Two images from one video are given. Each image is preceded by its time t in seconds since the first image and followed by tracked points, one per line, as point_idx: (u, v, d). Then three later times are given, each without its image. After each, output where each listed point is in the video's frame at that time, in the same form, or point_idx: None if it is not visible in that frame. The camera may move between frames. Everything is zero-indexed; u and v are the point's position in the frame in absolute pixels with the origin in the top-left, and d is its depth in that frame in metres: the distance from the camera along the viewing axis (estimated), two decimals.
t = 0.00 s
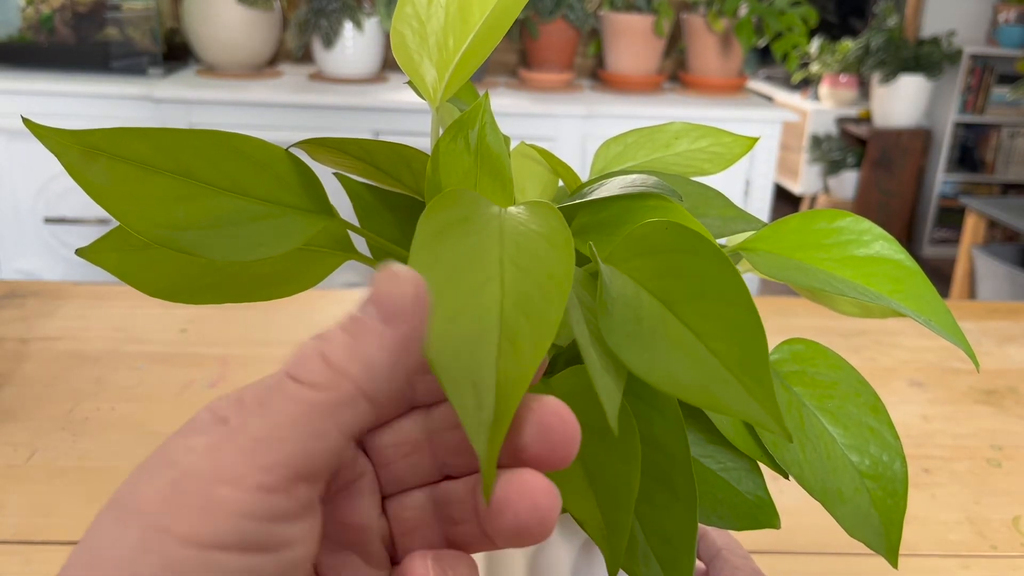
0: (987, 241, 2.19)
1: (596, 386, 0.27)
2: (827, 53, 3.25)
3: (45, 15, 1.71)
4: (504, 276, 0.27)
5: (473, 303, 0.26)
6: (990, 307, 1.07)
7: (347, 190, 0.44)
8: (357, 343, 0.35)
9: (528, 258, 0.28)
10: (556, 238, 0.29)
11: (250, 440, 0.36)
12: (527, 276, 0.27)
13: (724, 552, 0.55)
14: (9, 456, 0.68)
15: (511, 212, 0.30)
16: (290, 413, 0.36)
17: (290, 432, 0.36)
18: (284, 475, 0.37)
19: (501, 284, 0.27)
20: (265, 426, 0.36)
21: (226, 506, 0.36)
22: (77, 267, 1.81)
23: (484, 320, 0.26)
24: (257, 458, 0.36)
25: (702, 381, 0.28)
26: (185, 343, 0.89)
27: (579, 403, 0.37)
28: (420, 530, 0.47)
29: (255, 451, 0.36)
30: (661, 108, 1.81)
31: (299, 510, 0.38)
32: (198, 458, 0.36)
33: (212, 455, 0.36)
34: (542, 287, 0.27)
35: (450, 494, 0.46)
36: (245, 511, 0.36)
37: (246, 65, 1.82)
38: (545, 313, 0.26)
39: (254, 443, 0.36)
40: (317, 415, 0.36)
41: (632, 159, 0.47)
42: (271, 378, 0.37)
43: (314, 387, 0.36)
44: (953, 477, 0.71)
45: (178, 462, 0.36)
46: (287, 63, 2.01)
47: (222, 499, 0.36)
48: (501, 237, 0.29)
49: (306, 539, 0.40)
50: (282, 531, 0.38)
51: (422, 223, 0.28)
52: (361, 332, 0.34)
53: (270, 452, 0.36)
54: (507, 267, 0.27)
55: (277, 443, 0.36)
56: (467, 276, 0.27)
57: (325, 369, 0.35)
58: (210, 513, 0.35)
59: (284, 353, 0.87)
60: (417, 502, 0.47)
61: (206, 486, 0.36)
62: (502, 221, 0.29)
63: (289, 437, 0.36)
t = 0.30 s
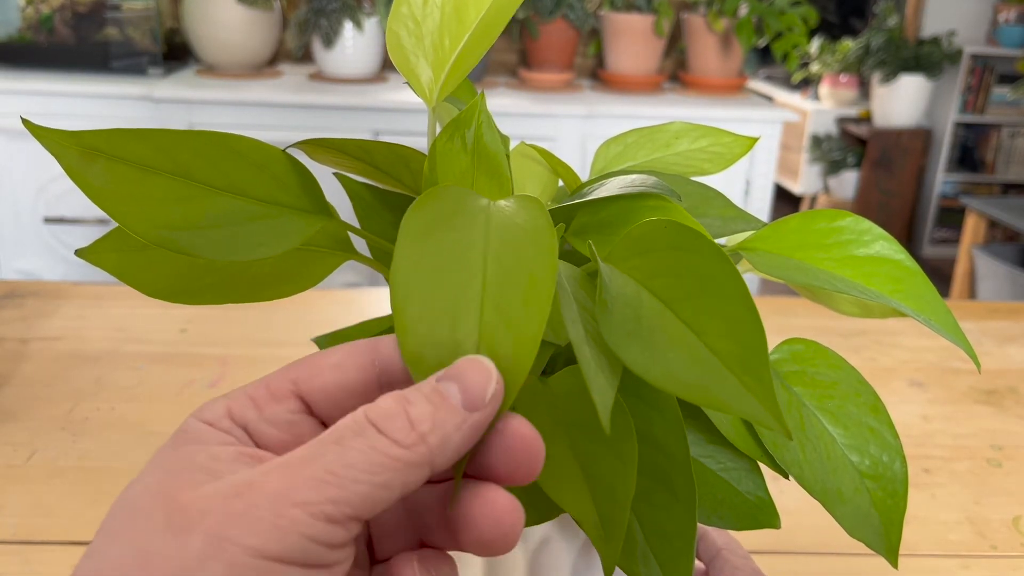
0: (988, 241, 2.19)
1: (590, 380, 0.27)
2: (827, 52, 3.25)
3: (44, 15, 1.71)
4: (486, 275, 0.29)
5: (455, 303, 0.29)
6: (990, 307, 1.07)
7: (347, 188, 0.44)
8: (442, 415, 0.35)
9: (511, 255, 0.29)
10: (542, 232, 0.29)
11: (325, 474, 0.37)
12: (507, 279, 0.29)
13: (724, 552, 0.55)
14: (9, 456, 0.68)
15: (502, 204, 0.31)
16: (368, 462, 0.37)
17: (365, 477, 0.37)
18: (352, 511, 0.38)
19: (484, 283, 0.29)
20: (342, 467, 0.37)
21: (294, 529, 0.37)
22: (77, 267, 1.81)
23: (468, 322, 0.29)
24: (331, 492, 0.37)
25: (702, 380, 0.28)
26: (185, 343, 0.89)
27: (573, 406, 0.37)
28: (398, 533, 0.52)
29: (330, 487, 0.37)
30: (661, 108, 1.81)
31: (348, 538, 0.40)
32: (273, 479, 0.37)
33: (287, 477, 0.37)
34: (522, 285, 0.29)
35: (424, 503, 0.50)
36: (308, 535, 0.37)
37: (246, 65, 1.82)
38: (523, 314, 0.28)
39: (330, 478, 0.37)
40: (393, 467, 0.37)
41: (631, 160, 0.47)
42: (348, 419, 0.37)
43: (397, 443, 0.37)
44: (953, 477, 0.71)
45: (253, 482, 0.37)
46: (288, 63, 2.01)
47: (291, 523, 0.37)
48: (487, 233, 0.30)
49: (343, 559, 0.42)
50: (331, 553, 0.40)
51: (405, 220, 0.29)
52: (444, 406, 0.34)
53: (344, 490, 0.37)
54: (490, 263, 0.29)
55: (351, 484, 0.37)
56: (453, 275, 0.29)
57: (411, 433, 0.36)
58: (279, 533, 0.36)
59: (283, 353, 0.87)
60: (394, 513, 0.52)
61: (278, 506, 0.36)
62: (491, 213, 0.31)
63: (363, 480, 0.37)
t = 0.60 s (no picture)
0: (988, 241, 2.19)
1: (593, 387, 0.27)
2: (827, 52, 3.25)
3: (44, 15, 1.71)
4: (492, 282, 0.29)
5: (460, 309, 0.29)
6: (990, 307, 1.07)
7: (347, 188, 0.45)
8: (443, 443, 0.36)
9: (520, 263, 0.29)
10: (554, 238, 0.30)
11: (344, 503, 0.37)
12: (513, 294, 0.29)
13: (723, 554, 0.55)
14: (9, 456, 0.68)
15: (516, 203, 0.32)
16: (382, 492, 0.37)
17: (379, 505, 0.37)
18: (368, 535, 0.38)
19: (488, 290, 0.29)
20: (359, 496, 0.37)
21: (317, 552, 0.37)
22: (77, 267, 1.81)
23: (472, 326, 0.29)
24: (349, 518, 0.37)
25: (701, 379, 0.28)
26: (185, 343, 0.88)
27: (577, 410, 0.37)
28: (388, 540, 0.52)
29: (348, 514, 0.37)
30: (661, 108, 1.81)
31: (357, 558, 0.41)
32: (295, 503, 0.37)
33: (308, 503, 0.37)
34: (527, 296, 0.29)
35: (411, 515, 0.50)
36: (328, 557, 0.38)
37: (246, 65, 1.82)
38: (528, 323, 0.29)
39: (349, 505, 0.37)
40: (405, 496, 0.38)
41: (632, 159, 0.47)
42: (360, 447, 0.37)
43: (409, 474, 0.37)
44: (953, 477, 0.71)
45: (274, 505, 0.37)
46: (287, 63, 2.01)
47: (314, 547, 0.37)
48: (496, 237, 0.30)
49: None
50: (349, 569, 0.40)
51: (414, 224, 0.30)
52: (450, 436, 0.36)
53: (362, 517, 0.37)
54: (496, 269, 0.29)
55: (367, 510, 0.37)
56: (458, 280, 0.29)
57: (418, 465, 0.37)
58: (304, 557, 0.37)
59: (283, 353, 0.86)
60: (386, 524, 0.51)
61: (301, 530, 0.37)
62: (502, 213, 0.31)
63: (378, 508, 0.38)
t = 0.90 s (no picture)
0: (988, 241, 2.19)
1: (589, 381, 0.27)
2: (827, 53, 3.25)
3: (44, 15, 1.71)
4: (458, 282, 0.29)
5: (427, 307, 0.30)
6: (990, 307, 1.07)
7: (348, 189, 0.45)
8: (403, 426, 0.37)
9: (487, 258, 0.29)
10: (522, 234, 0.29)
11: (307, 486, 0.38)
12: (476, 292, 0.29)
13: (722, 555, 0.55)
14: (9, 456, 0.68)
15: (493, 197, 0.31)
16: (343, 472, 0.39)
17: (341, 485, 0.39)
18: (333, 517, 0.40)
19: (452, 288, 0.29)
20: (320, 477, 0.38)
21: (284, 537, 0.39)
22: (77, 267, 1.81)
23: (440, 323, 0.30)
24: (312, 500, 0.38)
25: (697, 378, 0.28)
26: (185, 343, 0.88)
27: (578, 405, 0.36)
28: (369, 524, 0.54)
29: (312, 496, 0.38)
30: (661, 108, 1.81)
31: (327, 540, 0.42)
32: (259, 494, 0.39)
33: (273, 491, 0.39)
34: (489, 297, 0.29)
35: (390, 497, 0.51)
36: (295, 542, 0.39)
37: (246, 65, 1.82)
38: (492, 322, 0.29)
39: (310, 487, 0.38)
40: (366, 475, 0.39)
41: (632, 159, 0.47)
42: (321, 434, 0.39)
43: (367, 452, 0.39)
44: (953, 477, 0.71)
45: (241, 498, 0.39)
46: (287, 63, 2.01)
47: (280, 532, 0.38)
48: (467, 229, 0.30)
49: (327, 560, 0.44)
50: (314, 557, 0.42)
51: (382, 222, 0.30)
52: (409, 419, 0.37)
53: (325, 498, 0.39)
54: (464, 266, 0.29)
55: (330, 492, 0.39)
56: (426, 278, 0.29)
57: (379, 443, 0.38)
58: (271, 542, 0.38)
59: (283, 353, 0.86)
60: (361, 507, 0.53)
61: (268, 517, 0.38)
62: (474, 206, 0.30)
63: (340, 488, 0.39)
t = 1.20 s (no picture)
0: (988, 241, 2.19)
1: (591, 381, 0.27)
2: (827, 53, 3.25)
3: (44, 15, 1.71)
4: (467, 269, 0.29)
5: (431, 289, 0.30)
6: (990, 307, 1.07)
7: (347, 188, 0.45)
8: (390, 417, 0.37)
9: (500, 253, 0.29)
10: (539, 236, 0.29)
11: (297, 484, 0.39)
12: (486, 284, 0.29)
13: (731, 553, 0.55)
14: (9, 456, 0.68)
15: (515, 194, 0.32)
16: (334, 469, 0.39)
17: (332, 482, 0.39)
18: (325, 514, 0.40)
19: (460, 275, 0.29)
20: (310, 475, 0.39)
21: (277, 533, 0.39)
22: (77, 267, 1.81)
23: (438, 307, 0.30)
24: (305, 498, 0.39)
25: (699, 379, 0.28)
26: (185, 343, 0.89)
27: (575, 403, 0.36)
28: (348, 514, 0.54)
29: (303, 493, 0.39)
30: (661, 108, 1.81)
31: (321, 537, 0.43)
32: (251, 492, 0.39)
33: (263, 490, 0.39)
34: (496, 290, 0.29)
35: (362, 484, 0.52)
36: (289, 538, 0.40)
37: (246, 65, 1.82)
38: (492, 316, 0.29)
39: (302, 486, 0.39)
40: (356, 470, 0.39)
41: (632, 159, 0.47)
42: (309, 432, 0.39)
43: (356, 449, 0.38)
44: (953, 476, 0.71)
45: (233, 496, 0.39)
46: (287, 63, 2.01)
47: (274, 529, 0.39)
48: (485, 223, 0.30)
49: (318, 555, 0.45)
50: (307, 551, 0.42)
51: (406, 197, 0.30)
52: (395, 409, 0.37)
53: (315, 494, 0.39)
54: (475, 258, 0.29)
55: (320, 488, 0.39)
56: (436, 260, 0.29)
57: (367, 439, 0.38)
58: (265, 540, 0.39)
59: (282, 353, 0.86)
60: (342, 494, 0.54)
61: (260, 513, 0.39)
62: (497, 202, 0.31)
63: (329, 484, 0.39)
